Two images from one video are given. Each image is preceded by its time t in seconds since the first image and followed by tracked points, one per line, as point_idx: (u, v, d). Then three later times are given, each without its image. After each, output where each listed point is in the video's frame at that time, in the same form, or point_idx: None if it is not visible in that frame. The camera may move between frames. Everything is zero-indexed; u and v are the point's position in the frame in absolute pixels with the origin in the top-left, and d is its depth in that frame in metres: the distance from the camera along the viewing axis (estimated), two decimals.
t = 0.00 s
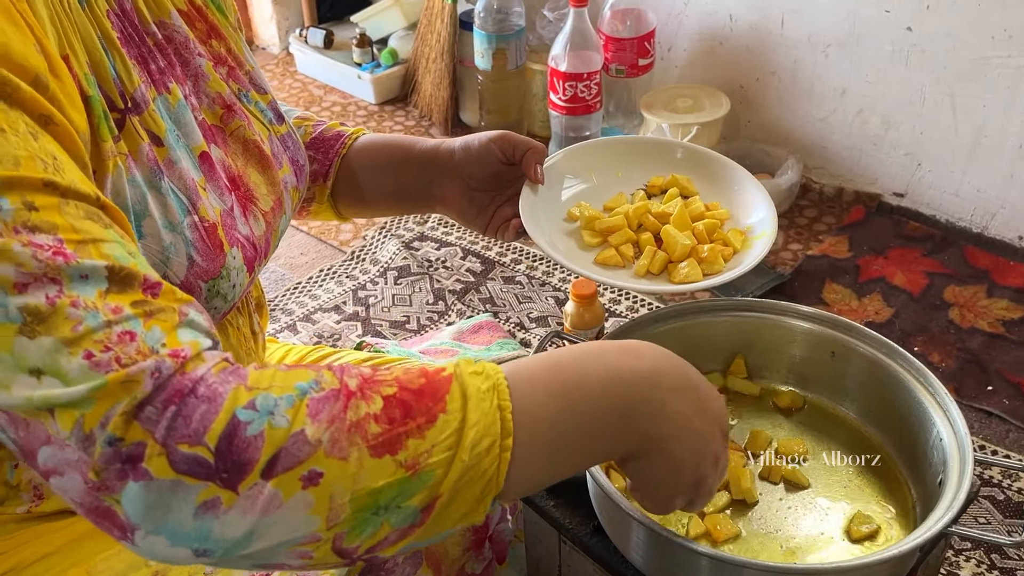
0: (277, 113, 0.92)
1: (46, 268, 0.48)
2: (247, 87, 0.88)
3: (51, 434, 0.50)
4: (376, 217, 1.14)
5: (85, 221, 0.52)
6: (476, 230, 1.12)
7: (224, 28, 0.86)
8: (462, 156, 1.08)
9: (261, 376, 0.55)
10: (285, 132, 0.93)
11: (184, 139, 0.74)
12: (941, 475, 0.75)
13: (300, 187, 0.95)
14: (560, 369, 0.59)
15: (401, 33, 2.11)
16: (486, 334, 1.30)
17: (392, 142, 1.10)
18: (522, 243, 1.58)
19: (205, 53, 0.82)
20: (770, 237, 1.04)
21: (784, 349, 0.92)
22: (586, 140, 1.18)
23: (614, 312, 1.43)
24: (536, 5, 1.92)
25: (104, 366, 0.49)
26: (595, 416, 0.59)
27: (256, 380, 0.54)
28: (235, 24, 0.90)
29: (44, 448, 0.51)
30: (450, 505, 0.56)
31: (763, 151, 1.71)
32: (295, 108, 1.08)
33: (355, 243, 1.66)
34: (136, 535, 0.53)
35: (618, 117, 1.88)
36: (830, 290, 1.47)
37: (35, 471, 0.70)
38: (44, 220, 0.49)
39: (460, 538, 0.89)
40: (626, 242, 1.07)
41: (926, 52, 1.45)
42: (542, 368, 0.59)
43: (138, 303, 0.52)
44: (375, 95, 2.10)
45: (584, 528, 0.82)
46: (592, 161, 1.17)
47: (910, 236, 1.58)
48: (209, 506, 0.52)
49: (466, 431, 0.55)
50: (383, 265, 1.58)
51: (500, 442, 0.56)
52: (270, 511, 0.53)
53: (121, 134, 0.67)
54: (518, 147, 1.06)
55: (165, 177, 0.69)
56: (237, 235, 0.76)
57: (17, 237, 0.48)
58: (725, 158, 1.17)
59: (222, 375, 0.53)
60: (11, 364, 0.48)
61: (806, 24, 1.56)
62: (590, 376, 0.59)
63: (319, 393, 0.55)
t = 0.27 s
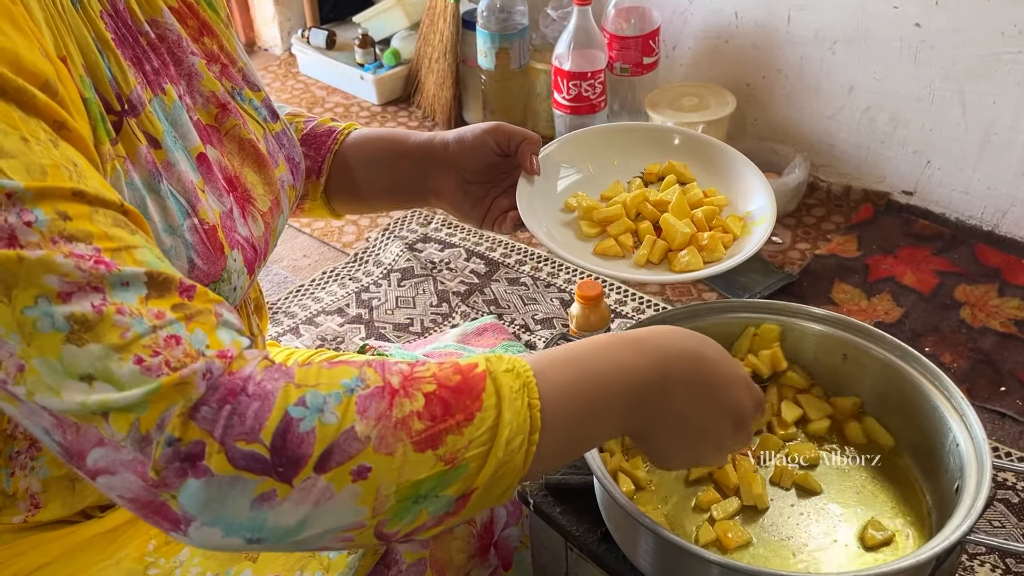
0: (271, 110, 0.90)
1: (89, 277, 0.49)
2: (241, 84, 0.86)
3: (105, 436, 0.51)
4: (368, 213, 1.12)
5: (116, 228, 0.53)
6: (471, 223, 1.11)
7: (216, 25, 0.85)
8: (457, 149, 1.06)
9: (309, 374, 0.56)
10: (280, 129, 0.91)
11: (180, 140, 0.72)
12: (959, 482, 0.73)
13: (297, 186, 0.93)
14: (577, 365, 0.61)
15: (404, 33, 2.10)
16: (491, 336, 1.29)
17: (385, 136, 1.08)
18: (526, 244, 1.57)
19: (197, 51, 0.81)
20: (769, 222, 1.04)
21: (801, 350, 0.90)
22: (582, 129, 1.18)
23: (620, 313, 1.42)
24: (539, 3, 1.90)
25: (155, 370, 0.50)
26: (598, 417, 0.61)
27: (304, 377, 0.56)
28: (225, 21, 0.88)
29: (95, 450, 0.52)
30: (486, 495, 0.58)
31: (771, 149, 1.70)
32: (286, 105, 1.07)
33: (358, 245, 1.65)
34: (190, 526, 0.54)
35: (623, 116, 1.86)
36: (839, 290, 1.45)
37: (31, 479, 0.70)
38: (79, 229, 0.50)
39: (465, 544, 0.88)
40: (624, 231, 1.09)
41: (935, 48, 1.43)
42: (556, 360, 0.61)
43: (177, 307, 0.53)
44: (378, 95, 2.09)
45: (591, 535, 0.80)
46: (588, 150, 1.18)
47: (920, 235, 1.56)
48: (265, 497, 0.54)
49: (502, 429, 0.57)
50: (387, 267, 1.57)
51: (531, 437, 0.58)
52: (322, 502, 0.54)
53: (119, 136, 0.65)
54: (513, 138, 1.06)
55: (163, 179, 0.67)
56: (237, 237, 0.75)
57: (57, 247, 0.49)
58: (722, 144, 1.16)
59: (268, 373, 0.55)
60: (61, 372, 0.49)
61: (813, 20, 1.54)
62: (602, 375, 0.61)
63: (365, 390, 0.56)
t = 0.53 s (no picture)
0: (274, 112, 0.90)
1: (56, 292, 0.49)
2: (244, 87, 0.86)
3: (66, 459, 0.50)
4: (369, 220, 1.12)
5: (92, 242, 0.52)
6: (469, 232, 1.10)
7: (219, 28, 0.84)
8: (455, 157, 1.06)
9: (276, 401, 0.55)
10: (283, 132, 0.91)
11: (181, 143, 0.72)
12: (971, 486, 0.72)
13: (300, 189, 0.93)
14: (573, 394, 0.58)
15: (408, 34, 2.10)
16: (497, 339, 1.29)
17: (386, 143, 1.08)
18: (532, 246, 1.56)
19: (200, 54, 0.81)
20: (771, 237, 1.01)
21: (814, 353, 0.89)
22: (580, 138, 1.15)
23: (626, 314, 1.41)
24: (543, 4, 1.89)
25: (116, 392, 0.50)
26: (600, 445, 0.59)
27: (270, 404, 0.54)
28: (229, 24, 0.88)
29: (57, 473, 0.51)
30: (467, 529, 0.56)
31: (776, 149, 1.69)
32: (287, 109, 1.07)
33: (364, 247, 1.64)
34: (152, 556, 0.53)
35: (628, 116, 1.86)
36: (847, 291, 1.44)
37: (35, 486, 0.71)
38: (52, 241, 0.50)
39: (472, 551, 0.87)
40: (623, 244, 1.04)
41: (942, 47, 1.42)
42: (559, 388, 0.58)
43: (148, 326, 0.52)
44: (382, 97, 2.08)
45: (599, 541, 0.79)
46: (586, 159, 1.15)
47: (928, 235, 1.54)
48: (226, 531, 0.53)
49: (483, 465, 0.54)
50: (392, 269, 1.56)
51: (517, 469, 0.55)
52: (285, 538, 0.53)
53: (118, 139, 0.65)
54: (512, 148, 1.04)
55: (163, 182, 0.67)
56: (238, 240, 0.74)
57: (26, 260, 0.49)
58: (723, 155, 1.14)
59: (233, 399, 0.54)
60: (24, 391, 0.49)
61: (819, 20, 1.53)
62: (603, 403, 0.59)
63: (335, 419, 0.55)
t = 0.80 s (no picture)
0: (284, 116, 0.90)
1: None
2: (253, 90, 0.86)
3: None
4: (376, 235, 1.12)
5: (31, 247, 0.50)
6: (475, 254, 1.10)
7: (229, 29, 0.85)
8: (465, 179, 1.06)
9: (168, 409, 0.51)
10: (293, 136, 0.91)
11: (184, 142, 0.72)
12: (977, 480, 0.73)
13: (308, 193, 0.93)
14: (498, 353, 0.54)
15: (412, 34, 2.10)
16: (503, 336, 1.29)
17: (397, 159, 1.08)
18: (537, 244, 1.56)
19: (209, 55, 0.81)
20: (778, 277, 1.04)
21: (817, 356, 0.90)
22: (596, 171, 1.20)
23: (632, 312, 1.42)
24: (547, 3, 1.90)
25: (17, 404, 0.47)
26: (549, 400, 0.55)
27: (162, 416, 0.51)
28: (239, 27, 0.88)
29: None
30: (394, 520, 0.53)
31: (780, 147, 1.68)
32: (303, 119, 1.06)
33: (369, 246, 1.65)
34: None
35: (632, 115, 1.89)
36: (852, 288, 1.44)
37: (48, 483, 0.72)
38: None
39: (479, 546, 0.87)
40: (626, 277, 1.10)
41: (946, 44, 1.43)
42: (488, 343, 0.54)
43: (66, 337, 0.49)
44: (387, 97, 2.09)
45: (606, 535, 0.79)
46: (601, 194, 1.20)
47: (933, 232, 1.54)
48: (123, 558, 0.50)
49: (395, 447, 0.51)
50: (398, 269, 1.57)
51: (437, 441, 0.52)
52: (187, 558, 0.50)
53: (118, 137, 0.66)
54: (523, 173, 1.06)
55: (163, 180, 0.67)
56: (240, 240, 0.75)
57: None
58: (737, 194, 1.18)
59: (131, 410, 0.50)
60: None
61: (823, 17, 1.54)
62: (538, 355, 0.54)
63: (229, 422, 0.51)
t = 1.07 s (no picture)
0: (301, 119, 0.92)
1: (12, 279, 0.47)
2: (271, 93, 0.88)
3: None
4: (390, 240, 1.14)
5: (66, 238, 0.51)
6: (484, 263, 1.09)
7: (247, 33, 0.86)
8: (477, 187, 1.06)
9: (183, 373, 0.52)
10: (309, 138, 0.93)
11: (203, 144, 0.74)
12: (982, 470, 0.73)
13: (324, 194, 0.94)
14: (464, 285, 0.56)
15: (419, 35, 2.12)
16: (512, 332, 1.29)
17: (412, 167, 1.10)
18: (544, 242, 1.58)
19: (227, 58, 0.82)
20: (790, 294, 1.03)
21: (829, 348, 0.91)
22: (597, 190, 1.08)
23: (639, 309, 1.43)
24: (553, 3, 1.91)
25: (55, 382, 0.48)
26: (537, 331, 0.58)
27: (179, 377, 0.51)
28: (258, 30, 0.90)
29: None
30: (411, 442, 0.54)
31: (786, 145, 1.69)
32: (323, 124, 1.10)
33: (378, 245, 1.66)
34: (104, 563, 0.52)
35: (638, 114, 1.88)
36: (858, 284, 1.45)
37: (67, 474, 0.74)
38: (23, 233, 0.49)
39: (490, 537, 0.89)
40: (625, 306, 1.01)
41: (950, 42, 1.44)
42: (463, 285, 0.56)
43: (102, 321, 0.51)
44: (394, 97, 2.10)
45: (617, 525, 0.81)
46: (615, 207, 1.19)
47: (938, 228, 1.55)
48: (162, 522, 0.51)
49: (388, 363, 0.53)
50: (406, 267, 1.58)
51: (424, 350, 0.54)
52: (225, 508, 0.51)
53: (138, 139, 0.67)
54: (536, 184, 1.03)
55: (182, 181, 0.69)
56: (257, 241, 0.76)
57: None
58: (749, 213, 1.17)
59: (153, 376, 0.51)
60: None
61: (827, 16, 1.55)
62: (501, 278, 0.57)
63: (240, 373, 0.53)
